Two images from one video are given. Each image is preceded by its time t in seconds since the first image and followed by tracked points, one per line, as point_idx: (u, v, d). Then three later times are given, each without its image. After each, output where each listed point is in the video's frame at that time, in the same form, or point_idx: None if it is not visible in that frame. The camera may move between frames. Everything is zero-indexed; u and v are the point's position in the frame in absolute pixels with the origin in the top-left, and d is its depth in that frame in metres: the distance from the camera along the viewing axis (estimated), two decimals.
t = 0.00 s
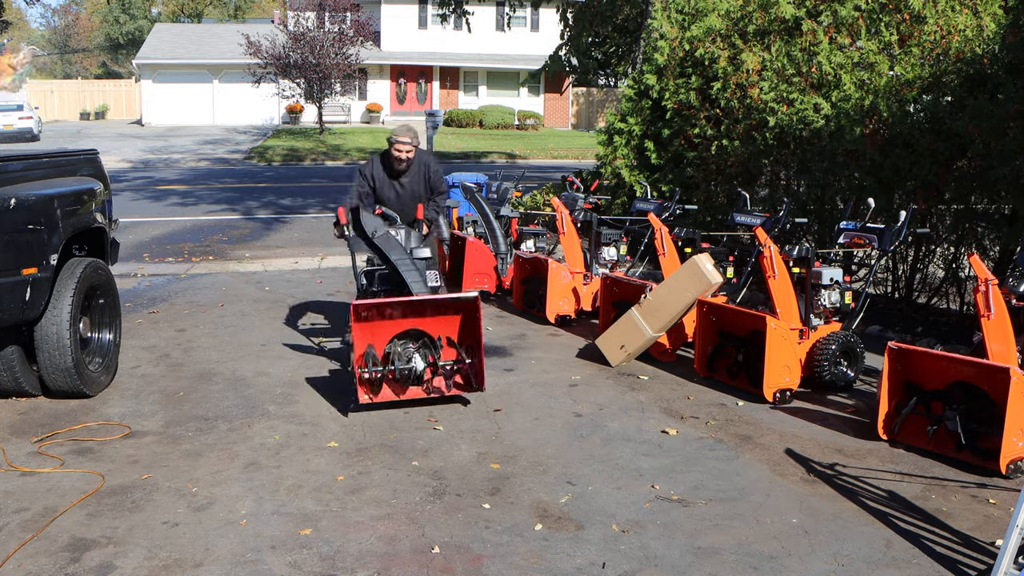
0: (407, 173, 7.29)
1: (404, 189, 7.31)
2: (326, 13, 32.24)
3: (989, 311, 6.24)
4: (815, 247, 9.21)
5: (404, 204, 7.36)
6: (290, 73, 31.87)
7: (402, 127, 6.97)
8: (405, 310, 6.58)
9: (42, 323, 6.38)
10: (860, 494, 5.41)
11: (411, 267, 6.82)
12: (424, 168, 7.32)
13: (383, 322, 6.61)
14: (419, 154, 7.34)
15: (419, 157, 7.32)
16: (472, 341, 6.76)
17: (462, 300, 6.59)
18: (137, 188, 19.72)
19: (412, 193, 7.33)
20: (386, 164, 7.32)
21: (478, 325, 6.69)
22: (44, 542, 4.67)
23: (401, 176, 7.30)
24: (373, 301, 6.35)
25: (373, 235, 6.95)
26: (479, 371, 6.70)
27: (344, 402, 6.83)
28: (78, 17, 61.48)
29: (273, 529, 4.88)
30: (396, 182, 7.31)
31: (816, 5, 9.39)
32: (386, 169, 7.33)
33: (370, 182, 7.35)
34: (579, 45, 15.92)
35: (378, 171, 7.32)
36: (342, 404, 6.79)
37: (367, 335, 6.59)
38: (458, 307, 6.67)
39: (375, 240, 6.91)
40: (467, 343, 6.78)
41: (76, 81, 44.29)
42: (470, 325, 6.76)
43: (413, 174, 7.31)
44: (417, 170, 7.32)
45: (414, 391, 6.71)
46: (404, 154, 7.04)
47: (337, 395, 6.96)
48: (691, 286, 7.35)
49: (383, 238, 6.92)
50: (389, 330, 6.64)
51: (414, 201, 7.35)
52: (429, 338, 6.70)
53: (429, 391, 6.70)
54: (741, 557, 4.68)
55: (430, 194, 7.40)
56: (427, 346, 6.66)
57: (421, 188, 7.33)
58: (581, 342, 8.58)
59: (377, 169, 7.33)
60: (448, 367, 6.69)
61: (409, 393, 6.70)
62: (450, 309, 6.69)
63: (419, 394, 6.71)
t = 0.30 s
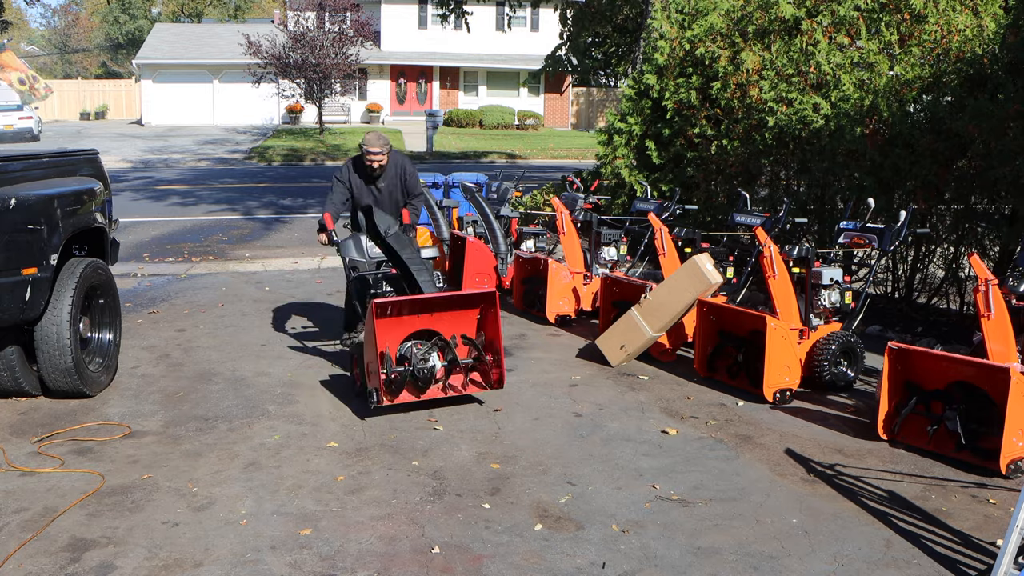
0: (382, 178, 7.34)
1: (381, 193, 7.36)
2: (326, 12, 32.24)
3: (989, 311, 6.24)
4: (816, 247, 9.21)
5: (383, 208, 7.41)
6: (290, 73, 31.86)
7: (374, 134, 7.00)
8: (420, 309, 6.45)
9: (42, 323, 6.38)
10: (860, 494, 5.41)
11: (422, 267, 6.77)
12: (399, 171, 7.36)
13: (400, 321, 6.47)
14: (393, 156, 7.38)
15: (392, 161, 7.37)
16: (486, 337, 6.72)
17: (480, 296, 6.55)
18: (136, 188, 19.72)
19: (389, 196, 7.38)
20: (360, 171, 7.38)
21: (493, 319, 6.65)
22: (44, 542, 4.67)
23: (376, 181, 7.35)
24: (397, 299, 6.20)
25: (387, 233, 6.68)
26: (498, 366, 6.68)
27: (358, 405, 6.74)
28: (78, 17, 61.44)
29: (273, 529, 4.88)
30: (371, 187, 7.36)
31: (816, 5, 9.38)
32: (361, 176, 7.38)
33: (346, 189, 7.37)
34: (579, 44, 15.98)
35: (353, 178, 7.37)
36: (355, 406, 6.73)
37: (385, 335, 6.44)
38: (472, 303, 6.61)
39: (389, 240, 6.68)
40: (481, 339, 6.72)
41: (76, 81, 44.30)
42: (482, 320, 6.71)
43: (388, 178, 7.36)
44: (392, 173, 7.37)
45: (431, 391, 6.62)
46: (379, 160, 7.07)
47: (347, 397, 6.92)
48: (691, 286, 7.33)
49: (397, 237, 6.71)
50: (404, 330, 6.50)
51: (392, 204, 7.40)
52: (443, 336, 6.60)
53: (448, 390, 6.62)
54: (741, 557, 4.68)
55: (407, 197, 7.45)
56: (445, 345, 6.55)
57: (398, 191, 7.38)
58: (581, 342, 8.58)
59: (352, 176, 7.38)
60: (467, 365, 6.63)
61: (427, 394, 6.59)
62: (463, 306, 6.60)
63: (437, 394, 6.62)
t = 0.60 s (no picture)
0: (367, 176, 7.39)
1: (367, 191, 7.42)
2: (326, 13, 32.24)
3: (989, 311, 6.24)
4: (815, 247, 9.21)
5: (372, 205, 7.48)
6: (290, 73, 31.87)
7: (355, 134, 7.04)
8: (422, 309, 6.42)
9: (42, 323, 6.38)
10: (860, 494, 5.41)
11: (427, 267, 6.76)
12: (384, 167, 7.39)
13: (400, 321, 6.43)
14: (378, 154, 7.41)
15: (376, 157, 7.40)
16: (489, 339, 6.67)
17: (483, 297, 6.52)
18: (136, 188, 19.73)
19: (377, 194, 7.44)
20: (347, 171, 7.42)
21: (496, 321, 6.61)
22: (44, 542, 4.67)
23: (362, 180, 7.41)
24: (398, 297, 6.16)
25: (389, 233, 6.69)
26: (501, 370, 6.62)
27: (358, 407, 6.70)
28: (78, 17, 61.44)
29: (273, 529, 4.88)
30: (358, 187, 7.43)
31: (816, 5, 9.36)
32: (348, 175, 7.43)
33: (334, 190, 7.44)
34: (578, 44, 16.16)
35: (338, 178, 7.42)
36: (355, 407, 6.70)
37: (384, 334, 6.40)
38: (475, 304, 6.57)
39: (392, 239, 6.69)
40: (484, 341, 6.68)
41: (76, 81, 44.31)
42: (485, 323, 6.67)
43: (373, 176, 7.40)
44: (377, 170, 7.41)
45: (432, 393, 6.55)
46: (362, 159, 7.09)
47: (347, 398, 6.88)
48: (691, 286, 7.33)
49: (399, 236, 6.72)
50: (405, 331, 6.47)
51: (380, 201, 7.46)
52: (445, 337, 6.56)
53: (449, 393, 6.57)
54: (741, 557, 4.68)
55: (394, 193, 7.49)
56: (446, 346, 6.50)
57: (385, 188, 7.43)
58: (581, 342, 8.58)
59: (338, 175, 7.43)
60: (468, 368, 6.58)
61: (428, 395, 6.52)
62: (466, 307, 6.57)
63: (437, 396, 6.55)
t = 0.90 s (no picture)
0: (365, 181, 7.37)
1: (365, 196, 7.40)
2: (326, 13, 32.25)
3: (989, 311, 6.24)
4: (815, 247, 9.20)
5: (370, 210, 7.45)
6: (290, 73, 31.87)
7: (353, 139, 6.99)
8: (429, 311, 6.31)
9: (42, 323, 6.38)
10: (860, 494, 5.41)
11: (432, 268, 6.69)
12: (382, 172, 7.37)
13: (407, 324, 6.31)
14: (375, 157, 7.38)
15: (373, 162, 7.39)
16: (498, 341, 6.56)
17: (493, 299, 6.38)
18: (136, 188, 19.74)
19: (374, 199, 7.42)
20: (345, 176, 7.41)
21: (505, 323, 6.48)
22: (44, 542, 4.67)
23: (360, 185, 7.39)
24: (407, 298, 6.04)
25: (395, 234, 6.74)
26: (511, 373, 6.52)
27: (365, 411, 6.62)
28: (78, 17, 61.46)
29: (273, 529, 4.88)
30: (356, 192, 7.41)
31: (816, 5, 9.36)
32: (346, 181, 7.41)
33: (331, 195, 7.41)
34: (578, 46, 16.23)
35: (336, 183, 7.41)
36: (359, 409, 6.68)
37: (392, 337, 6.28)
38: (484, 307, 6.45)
39: (397, 240, 6.72)
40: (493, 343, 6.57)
41: (76, 81, 44.32)
42: (494, 325, 6.55)
43: (370, 181, 7.38)
44: (374, 174, 7.38)
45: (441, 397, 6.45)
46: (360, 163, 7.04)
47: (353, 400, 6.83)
48: (691, 286, 7.32)
49: (405, 238, 6.76)
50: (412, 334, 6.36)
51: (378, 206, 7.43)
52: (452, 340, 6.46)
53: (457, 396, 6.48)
54: (741, 557, 4.68)
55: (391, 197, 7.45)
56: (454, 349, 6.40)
57: (382, 192, 7.41)
58: (581, 342, 8.58)
59: (335, 180, 7.41)
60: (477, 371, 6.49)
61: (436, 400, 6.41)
62: (474, 309, 6.44)
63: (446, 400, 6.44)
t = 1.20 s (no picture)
0: (372, 188, 7.39)
1: (370, 204, 7.42)
2: (326, 12, 32.25)
3: (989, 311, 6.24)
4: (815, 247, 9.20)
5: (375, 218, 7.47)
6: (290, 73, 31.86)
7: (361, 144, 6.95)
8: (439, 317, 6.19)
9: (42, 323, 6.38)
10: (860, 494, 5.41)
11: (442, 273, 6.37)
12: (389, 180, 7.40)
13: (417, 331, 6.20)
14: (384, 166, 7.41)
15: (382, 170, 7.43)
16: (509, 348, 6.47)
17: (505, 305, 6.29)
18: (136, 188, 19.74)
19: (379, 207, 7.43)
20: (352, 181, 7.41)
21: (517, 329, 6.41)
22: (44, 542, 4.67)
23: (366, 193, 7.41)
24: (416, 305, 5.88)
25: (404, 238, 6.34)
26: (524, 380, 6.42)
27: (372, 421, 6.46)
28: (78, 17, 61.45)
29: (273, 529, 4.88)
30: (362, 199, 7.43)
31: (816, 5, 9.36)
32: (352, 186, 7.42)
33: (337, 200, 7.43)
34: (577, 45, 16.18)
35: (343, 188, 7.40)
36: (357, 409, 6.68)
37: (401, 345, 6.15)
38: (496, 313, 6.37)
39: (406, 245, 6.33)
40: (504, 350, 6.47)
41: (76, 81, 44.32)
42: (505, 331, 6.47)
43: (377, 189, 7.41)
44: (381, 182, 7.40)
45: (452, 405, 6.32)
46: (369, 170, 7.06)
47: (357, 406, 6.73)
48: (691, 286, 7.32)
49: (414, 242, 6.36)
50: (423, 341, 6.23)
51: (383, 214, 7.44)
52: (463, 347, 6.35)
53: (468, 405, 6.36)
54: (741, 556, 4.68)
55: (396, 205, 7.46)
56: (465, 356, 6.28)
57: (388, 199, 7.42)
58: (581, 342, 8.58)
59: (343, 185, 7.40)
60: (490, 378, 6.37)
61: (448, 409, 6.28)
62: (486, 315, 6.35)
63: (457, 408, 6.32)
